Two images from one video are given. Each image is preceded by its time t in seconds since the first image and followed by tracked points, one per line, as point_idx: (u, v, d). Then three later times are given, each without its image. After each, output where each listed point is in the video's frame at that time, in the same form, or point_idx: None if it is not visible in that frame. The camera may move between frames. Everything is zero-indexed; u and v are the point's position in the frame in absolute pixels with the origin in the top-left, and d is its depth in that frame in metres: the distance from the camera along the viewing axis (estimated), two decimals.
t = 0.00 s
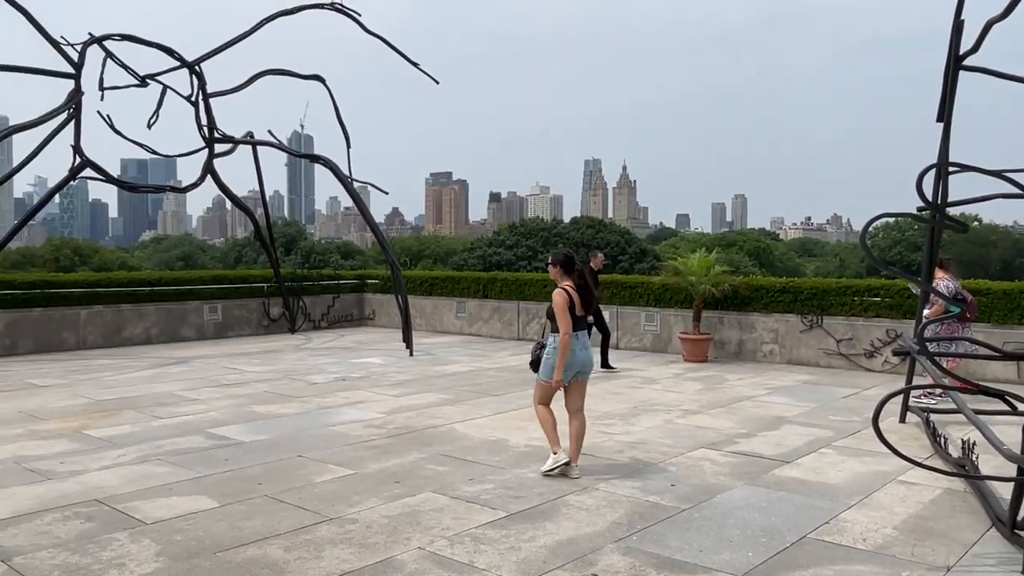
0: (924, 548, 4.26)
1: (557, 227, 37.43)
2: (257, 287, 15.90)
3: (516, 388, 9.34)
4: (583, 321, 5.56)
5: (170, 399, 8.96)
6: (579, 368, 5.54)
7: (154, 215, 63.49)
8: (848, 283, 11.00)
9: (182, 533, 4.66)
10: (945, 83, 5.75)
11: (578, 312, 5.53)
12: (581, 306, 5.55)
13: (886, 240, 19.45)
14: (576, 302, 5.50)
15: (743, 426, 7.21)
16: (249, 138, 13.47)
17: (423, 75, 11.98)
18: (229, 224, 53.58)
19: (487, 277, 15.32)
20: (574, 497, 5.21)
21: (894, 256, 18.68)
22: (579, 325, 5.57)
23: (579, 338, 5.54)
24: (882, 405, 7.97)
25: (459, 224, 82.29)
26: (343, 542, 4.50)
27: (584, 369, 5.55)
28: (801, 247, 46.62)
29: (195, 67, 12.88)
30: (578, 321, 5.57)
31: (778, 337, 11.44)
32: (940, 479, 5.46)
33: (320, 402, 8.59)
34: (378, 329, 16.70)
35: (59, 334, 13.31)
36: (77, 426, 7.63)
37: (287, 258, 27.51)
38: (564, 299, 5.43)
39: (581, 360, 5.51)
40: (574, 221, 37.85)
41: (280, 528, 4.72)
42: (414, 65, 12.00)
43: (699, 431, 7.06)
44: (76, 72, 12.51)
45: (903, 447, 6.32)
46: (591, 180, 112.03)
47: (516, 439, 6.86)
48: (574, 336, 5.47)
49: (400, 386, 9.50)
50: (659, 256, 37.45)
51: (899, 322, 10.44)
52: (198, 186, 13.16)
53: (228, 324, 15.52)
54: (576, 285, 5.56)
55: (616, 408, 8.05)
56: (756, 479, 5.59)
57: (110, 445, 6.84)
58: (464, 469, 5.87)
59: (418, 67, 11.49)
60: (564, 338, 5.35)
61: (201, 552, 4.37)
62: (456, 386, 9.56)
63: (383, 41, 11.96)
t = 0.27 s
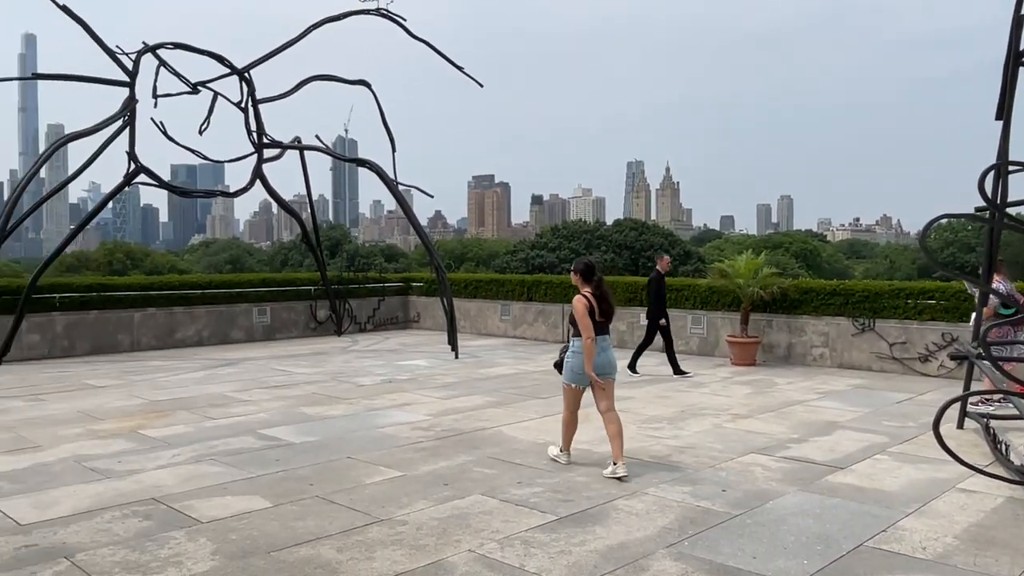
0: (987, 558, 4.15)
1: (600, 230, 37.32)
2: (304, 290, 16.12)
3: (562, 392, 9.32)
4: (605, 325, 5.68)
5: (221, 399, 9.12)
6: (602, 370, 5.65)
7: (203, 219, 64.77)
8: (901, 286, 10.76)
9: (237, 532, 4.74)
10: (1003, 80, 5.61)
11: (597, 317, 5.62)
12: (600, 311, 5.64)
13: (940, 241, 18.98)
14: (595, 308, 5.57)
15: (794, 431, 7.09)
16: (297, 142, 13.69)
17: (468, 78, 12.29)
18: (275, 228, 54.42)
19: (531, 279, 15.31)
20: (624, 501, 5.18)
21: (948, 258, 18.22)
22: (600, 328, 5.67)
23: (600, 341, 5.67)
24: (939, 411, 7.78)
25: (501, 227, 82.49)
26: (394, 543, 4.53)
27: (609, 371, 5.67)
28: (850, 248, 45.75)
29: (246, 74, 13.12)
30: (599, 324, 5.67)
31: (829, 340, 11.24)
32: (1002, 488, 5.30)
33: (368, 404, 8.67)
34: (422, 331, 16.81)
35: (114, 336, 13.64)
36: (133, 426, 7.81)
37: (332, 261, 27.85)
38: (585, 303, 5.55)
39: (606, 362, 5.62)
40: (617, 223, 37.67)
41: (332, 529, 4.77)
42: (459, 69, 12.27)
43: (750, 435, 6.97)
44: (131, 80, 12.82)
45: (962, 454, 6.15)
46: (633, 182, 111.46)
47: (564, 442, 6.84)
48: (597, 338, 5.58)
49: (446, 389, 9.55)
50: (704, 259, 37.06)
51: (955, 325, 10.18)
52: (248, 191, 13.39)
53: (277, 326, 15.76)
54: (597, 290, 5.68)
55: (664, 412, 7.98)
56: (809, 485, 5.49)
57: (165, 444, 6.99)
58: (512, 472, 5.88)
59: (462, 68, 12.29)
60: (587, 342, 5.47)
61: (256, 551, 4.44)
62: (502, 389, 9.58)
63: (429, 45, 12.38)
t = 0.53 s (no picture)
0: None
1: (644, 232, 37.11)
2: (352, 293, 16.29)
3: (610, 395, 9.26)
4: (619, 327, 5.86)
5: (273, 401, 9.26)
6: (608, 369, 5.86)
7: (251, 223, 65.87)
8: (959, 288, 10.49)
9: (293, 533, 4.80)
10: None
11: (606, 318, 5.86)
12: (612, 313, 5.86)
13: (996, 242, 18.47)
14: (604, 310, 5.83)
15: (850, 436, 6.96)
16: (345, 146, 13.86)
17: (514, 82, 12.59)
18: (321, 232, 55.13)
19: (577, 282, 15.29)
20: (677, 506, 5.13)
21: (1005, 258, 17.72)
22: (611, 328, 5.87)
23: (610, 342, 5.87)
24: (1000, 416, 7.56)
25: (544, 229, 82.47)
26: (447, 546, 4.54)
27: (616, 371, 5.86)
28: (900, 249, 44.76)
29: (295, 80, 13.33)
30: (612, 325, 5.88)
31: (883, 343, 11.01)
32: None
33: (417, 407, 8.73)
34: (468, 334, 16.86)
35: (168, 338, 13.94)
36: (189, 426, 7.97)
37: (377, 264, 28.12)
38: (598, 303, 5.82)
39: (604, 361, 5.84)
40: (662, 225, 37.40)
41: (386, 531, 4.80)
42: (504, 73, 12.53)
43: (803, 440, 6.85)
44: (184, 88, 13.10)
45: None
46: (678, 184, 110.75)
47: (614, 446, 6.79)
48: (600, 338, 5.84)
49: (493, 391, 9.57)
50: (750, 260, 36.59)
51: (1016, 328, 9.90)
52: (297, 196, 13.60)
53: (325, 329, 15.96)
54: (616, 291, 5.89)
55: (715, 416, 7.90)
56: (868, 491, 5.37)
57: (220, 445, 7.11)
58: (563, 476, 5.86)
59: (507, 72, 12.53)
60: (586, 341, 5.75)
61: (311, 552, 4.49)
62: (550, 391, 9.57)
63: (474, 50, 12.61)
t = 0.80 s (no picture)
0: None
1: (689, 232, 36.77)
2: (399, 295, 16.43)
3: (659, 397, 9.19)
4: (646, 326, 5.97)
5: (324, 403, 9.37)
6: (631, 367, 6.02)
7: (297, 227, 66.83)
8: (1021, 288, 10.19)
9: (348, 533, 4.85)
10: None
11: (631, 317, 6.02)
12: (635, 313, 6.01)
13: None
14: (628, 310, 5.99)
15: (908, 441, 6.80)
16: (391, 150, 13.99)
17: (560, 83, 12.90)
18: (366, 234, 55.71)
19: (624, 283, 15.21)
20: (732, 511, 5.07)
21: None
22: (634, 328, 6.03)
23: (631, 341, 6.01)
24: None
25: (587, 230, 82.21)
26: (501, 548, 4.55)
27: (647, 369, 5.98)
28: (954, 248, 43.65)
29: (342, 85, 13.50)
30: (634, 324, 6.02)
31: (940, 345, 10.74)
32: None
33: (466, 409, 8.77)
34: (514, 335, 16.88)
35: (220, 340, 14.20)
36: (243, 427, 8.11)
37: (422, 266, 28.32)
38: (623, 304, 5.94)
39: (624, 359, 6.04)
40: (707, 226, 37.01)
41: (439, 532, 4.83)
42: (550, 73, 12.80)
43: (860, 445, 6.72)
44: (235, 95, 13.35)
45: None
46: (723, 184, 109.53)
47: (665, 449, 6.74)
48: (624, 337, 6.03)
49: (542, 393, 9.56)
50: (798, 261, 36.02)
51: None
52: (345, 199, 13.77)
53: (373, 330, 16.13)
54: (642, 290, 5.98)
55: (768, 419, 7.78)
56: (929, 497, 5.25)
57: (273, 446, 7.23)
58: (615, 479, 5.83)
59: (553, 73, 12.82)
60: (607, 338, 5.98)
61: (367, 553, 4.53)
62: (599, 394, 9.53)
63: (521, 52, 12.95)
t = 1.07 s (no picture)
0: None
1: (735, 232, 36.34)
2: (445, 295, 16.53)
3: (709, 398, 9.10)
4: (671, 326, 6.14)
5: (374, 402, 9.46)
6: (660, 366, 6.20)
7: (344, 228, 67.66)
8: None
9: (400, 531, 4.89)
10: None
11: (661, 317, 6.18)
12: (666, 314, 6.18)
13: None
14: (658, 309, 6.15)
15: (968, 444, 6.63)
16: (438, 151, 14.09)
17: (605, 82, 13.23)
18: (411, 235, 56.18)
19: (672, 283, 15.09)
20: (787, 513, 4.99)
21: None
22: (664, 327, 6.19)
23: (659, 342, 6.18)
24: None
25: (631, 230, 81.73)
26: (553, 549, 4.54)
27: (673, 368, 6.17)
28: (1011, 247, 42.43)
29: (389, 87, 13.62)
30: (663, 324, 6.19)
31: (1001, 346, 10.44)
32: None
33: (515, 409, 8.78)
34: (560, 335, 16.85)
35: (271, 340, 14.44)
36: (296, 426, 8.23)
37: (467, 267, 28.46)
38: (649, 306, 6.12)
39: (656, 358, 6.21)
40: (755, 225, 36.55)
41: (491, 532, 4.84)
42: (595, 73, 13.19)
43: (918, 447, 6.56)
44: (285, 99, 13.57)
45: None
46: (769, 183, 107.85)
47: (717, 451, 6.66)
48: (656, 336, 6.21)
49: (590, 393, 9.53)
50: (848, 260, 35.38)
51: None
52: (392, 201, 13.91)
53: (419, 331, 16.25)
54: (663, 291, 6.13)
55: (821, 421, 7.65)
56: (992, 502, 5.10)
57: (325, 445, 7.32)
58: (666, 480, 5.79)
59: (598, 72, 13.19)
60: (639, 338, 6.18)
61: (420, 552, 4.56)
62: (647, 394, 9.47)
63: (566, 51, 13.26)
